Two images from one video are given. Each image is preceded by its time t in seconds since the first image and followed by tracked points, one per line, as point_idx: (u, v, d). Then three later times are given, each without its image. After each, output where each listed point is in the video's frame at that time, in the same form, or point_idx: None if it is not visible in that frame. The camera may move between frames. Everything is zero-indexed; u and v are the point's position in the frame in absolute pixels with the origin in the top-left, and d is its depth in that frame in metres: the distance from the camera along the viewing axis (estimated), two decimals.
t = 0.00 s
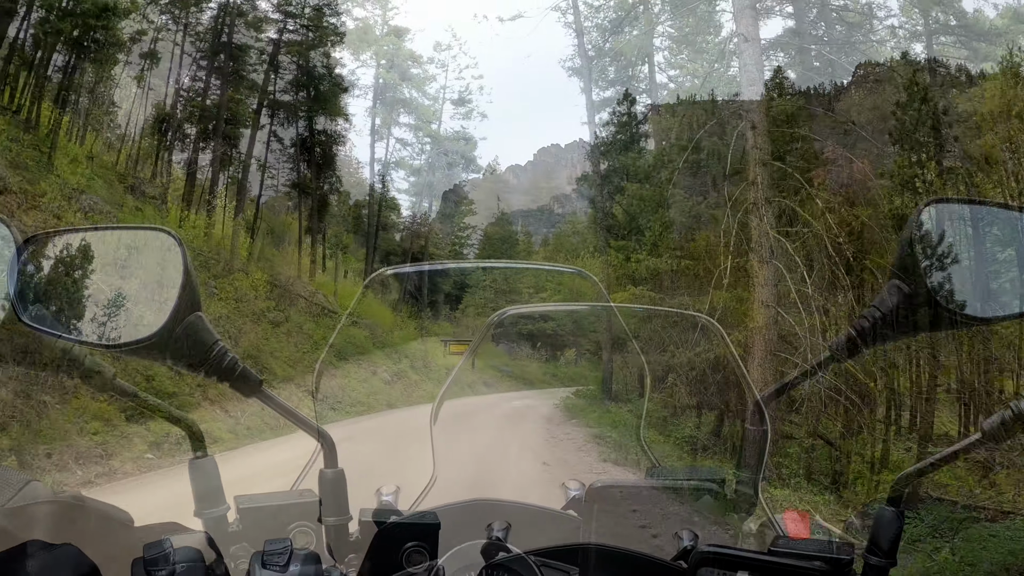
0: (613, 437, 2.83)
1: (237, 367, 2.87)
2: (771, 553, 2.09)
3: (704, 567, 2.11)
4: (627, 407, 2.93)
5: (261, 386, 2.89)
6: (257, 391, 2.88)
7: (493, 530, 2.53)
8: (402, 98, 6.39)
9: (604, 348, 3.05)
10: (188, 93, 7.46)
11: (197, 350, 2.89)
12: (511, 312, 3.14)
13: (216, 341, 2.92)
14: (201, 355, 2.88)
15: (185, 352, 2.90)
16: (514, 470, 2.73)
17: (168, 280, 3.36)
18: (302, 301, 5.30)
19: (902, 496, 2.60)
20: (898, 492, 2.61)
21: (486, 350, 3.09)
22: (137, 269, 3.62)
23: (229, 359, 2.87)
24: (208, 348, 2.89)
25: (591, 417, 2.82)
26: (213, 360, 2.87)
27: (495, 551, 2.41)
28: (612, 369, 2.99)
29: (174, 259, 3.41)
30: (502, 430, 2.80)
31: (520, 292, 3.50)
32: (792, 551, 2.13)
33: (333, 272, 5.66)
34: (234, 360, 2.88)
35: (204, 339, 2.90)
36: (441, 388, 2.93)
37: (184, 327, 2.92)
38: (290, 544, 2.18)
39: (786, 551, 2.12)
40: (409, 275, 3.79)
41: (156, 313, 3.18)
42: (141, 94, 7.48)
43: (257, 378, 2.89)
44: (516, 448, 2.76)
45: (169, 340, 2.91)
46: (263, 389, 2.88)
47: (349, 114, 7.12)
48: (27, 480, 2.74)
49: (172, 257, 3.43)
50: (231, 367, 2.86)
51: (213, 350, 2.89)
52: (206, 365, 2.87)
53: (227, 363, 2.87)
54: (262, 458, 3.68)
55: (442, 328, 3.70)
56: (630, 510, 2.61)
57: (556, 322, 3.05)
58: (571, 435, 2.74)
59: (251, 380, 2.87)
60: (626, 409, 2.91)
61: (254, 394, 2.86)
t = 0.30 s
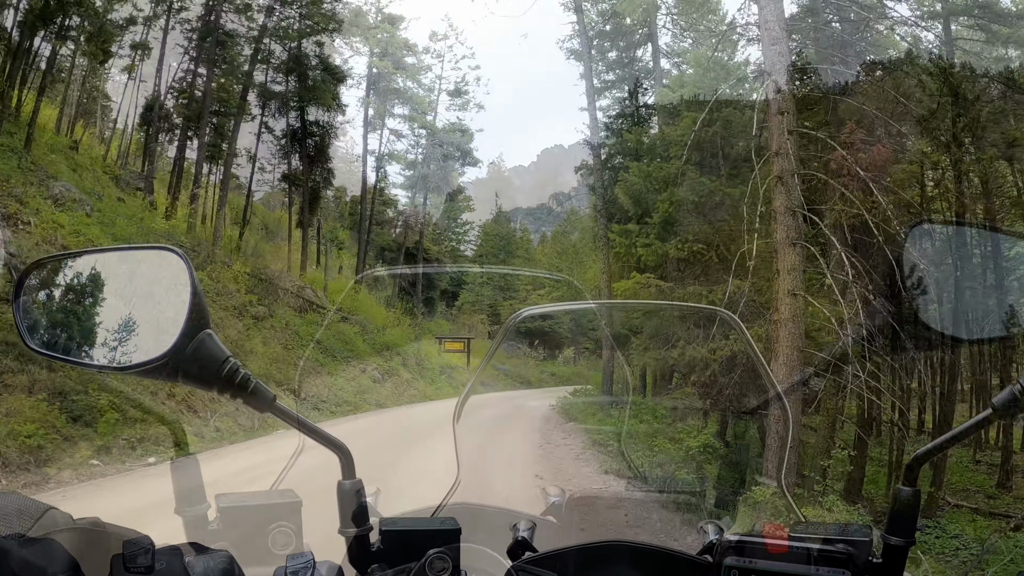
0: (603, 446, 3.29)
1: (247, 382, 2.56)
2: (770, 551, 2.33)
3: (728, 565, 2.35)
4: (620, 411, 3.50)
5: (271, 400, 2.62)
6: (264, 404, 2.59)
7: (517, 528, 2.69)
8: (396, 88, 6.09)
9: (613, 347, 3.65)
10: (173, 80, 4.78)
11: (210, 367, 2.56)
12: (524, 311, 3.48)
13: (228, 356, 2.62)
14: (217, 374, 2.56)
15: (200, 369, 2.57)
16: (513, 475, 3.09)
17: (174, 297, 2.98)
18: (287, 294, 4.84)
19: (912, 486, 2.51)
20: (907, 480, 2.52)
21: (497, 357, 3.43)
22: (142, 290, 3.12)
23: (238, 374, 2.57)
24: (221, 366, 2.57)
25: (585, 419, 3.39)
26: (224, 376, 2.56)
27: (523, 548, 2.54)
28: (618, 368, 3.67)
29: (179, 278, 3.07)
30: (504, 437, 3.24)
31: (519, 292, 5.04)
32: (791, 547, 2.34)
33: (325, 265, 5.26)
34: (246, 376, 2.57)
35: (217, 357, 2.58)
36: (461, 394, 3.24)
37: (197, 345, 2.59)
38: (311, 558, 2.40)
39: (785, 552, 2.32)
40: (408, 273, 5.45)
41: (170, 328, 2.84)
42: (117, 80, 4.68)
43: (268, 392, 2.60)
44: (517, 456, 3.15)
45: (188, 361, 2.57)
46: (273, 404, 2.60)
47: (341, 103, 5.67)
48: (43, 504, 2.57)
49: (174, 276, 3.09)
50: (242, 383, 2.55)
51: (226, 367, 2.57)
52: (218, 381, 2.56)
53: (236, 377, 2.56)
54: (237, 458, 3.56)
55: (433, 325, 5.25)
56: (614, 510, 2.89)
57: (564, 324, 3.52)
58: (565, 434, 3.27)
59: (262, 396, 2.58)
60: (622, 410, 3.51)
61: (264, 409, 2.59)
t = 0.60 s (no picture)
0: (616, 452, 2.62)
1: (241, 394, 1.74)
2: (796, 538, 1.78)
3: (741, 558, 1.77)
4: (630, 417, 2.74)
5: (269, 415, 1.78)
6: (267, 423, 1.77)
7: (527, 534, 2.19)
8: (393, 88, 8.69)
9: (612, 350, 2.90)
10: (165, 78, 6.68)
11: (199, 380, 1.71)
12: (524, 317, 2.76)
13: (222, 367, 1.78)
14: (207, 390, 1.72)
15: (190, 387, 1.72)
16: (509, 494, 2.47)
17: (167, 318, 2.05)
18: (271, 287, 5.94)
19: (918, 475, 2.12)
20: (910, 469, 2.13)
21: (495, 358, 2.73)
22: (135, 308, 2.20)
23: (230, 384, 1.74)
24: (212, 379, 1.72)
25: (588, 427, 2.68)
26: (215, 389, 1.72)
27: (532, 556, 2.06)
28: (620, 369, 2.92)
29: (175, 294, 2.12)
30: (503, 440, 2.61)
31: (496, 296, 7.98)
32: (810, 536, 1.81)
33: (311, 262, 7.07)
34: (241, 388, 1.75)
35: (210, 367, 1.74)
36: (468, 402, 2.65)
37: (187, 351, 1.75)
38: None
39: (811, 539, 1.78)
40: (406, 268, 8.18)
41: (160, 348, 1.98)
42: (116, 79, 6.55)
43: (266, 406, 1.76)
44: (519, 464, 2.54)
45: (174, 375, 1.72)
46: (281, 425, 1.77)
47: (336, 101, 8.27)
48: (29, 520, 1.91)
49: (172, 294, 2.13)
50: (238, 397, 1.73)
51: (218, 380, 1.73)
52: (206, 397, 1.72)
53: (229, 389, 1.73)
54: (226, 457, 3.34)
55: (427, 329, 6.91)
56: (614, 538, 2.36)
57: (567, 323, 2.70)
58: (569, 439, 2.63)
59: (258, 410, 1.74)
60: (628, 416, 2.74)
61: (262, 427, 1.76)
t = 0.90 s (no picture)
0: (625, 463, 1.87)
1: (216, 412, 1.41)
2: (795, 525, 1.47)
3: (744, 550, 1.45)
4: (651, 431, 1.93)
5: (246, 433, 1.46)
6: (246, 444, 1.45)
7: (523, 532, 1.75)
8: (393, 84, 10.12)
9: (618, 349, 1.99)
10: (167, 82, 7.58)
11: (172, 401, 1.36)
12: (519, 314, 2.03)
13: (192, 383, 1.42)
14: (176, 412, 1.37)
15: (157, 414, 1.36)
16: (500, 500, 1.84)
17: (125, 331, 1.61)
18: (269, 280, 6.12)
19: (901, 455, 1.72)
20: (893, 449, 1.73)
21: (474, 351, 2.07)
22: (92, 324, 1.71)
23: (203, 402, 1.40)
24: (181, 398, 1.37)
25: (594, 435, 1.90)
26: (187, 411, 1.38)
27: (531, 555, 1.71)
28: (630, 369, 1.98)
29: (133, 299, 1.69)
30: (486, 446, 1.94)
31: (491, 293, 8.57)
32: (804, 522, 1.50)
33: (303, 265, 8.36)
34: (213, 406, 1.41)
35: (178, 385, 1.38)
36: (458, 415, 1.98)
37: (152, 368, 1.38)
38: None
39: (808, 526, 1.48)
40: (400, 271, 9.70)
41: (119, 364, 1.53)
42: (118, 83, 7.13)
43: (243, 424, 1.44)
44: (510, 466, 1.90)
45: (139, 400, 1.35)
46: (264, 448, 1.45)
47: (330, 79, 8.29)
48: None
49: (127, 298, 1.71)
50: (212, 417, 1.40)
51: (189, 400, 1.39)
52: (177, 421, 1.37)
53: (202, 408, 1.39)
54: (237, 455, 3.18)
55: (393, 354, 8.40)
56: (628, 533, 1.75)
57: (568, 320, 2.03)
58: (571, 442, 1.91)
59: (234, 430, 1.42)
60: (636, 422, 1.93)
61: (240, 447, 1.45)
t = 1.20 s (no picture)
0: (634, 473, 1.68)
1: (174, 417, 1.26)
2: (771, 518, 1.27)
3: (718, 546, 1.25)
4: (657, 434, 1.77)
5: (207, 439, 1.31)
6: (206, 450, 1.31)
7: (494, 531, 1.60)
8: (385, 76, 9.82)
9: (621, 348, 1.83)
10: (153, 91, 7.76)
11: (123, 410, 1.20)
12: (500, 307, 1.93)
13: (147, 385, 1.27)
14: (130, 418, 1.21)
15: (109, 418, 1.21)
16: (494, 505, 1.66)
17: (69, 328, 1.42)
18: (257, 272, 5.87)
19: (866, 447, 1.46)
20: (855, 441, 1.46)
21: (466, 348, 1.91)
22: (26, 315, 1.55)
23: (160, 407, 1.25)
24: (134, 403, 1.22)
25: (598, 439, 1.74)
26: (142, 417, 1.22)
27: (502, 556, 1.55)
28: (635, 368, 1.80)
29: (73, 288, 1.54)
30: (480, 451, 1.78)
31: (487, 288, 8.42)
32: (776, 515, 1.29)
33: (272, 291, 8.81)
34: (172, 409, 1.26)
35: (132, 388, 1.23)
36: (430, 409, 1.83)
37: (103, 368, 1.22)
38: None
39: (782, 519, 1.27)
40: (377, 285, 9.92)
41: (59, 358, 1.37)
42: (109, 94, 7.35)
43: (204, 429, 1.29)
44: (504, 473, 1.71)
45: (90, 405, 1.20)
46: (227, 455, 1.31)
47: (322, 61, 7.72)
48: None
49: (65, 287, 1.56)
50: (170, 423, 1.24)
51: (145, 405, 1.23)
52: (131, 428, 1.22)
53: (159, 413, 1.24)
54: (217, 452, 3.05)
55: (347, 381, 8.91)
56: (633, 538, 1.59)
57: (566, 319, 1.87)
58: (572, 446, 1.74)
59: (194, 436, 1.27)
60: (646, 427, 1.77)
61: (201, 453, 1.29)
